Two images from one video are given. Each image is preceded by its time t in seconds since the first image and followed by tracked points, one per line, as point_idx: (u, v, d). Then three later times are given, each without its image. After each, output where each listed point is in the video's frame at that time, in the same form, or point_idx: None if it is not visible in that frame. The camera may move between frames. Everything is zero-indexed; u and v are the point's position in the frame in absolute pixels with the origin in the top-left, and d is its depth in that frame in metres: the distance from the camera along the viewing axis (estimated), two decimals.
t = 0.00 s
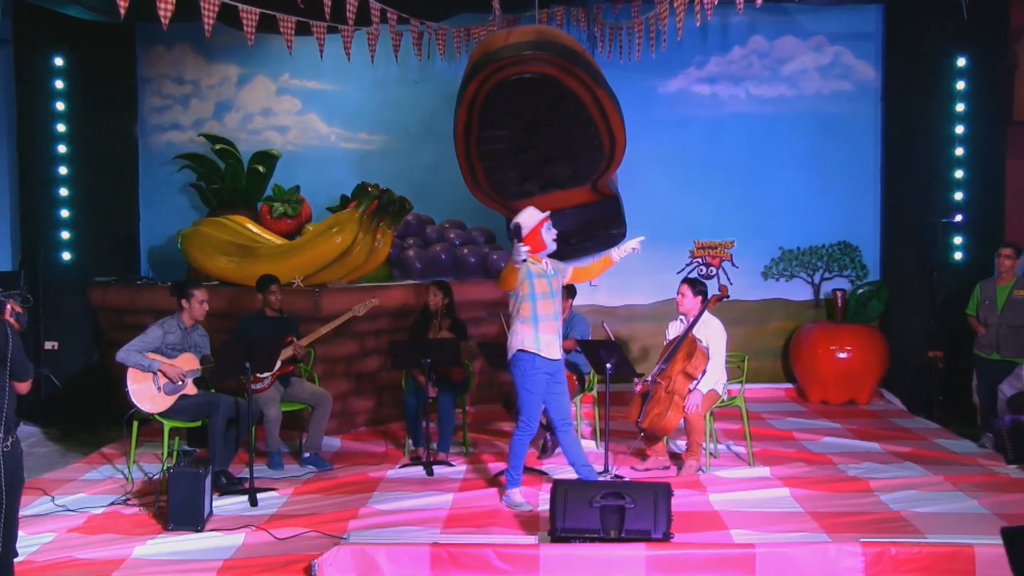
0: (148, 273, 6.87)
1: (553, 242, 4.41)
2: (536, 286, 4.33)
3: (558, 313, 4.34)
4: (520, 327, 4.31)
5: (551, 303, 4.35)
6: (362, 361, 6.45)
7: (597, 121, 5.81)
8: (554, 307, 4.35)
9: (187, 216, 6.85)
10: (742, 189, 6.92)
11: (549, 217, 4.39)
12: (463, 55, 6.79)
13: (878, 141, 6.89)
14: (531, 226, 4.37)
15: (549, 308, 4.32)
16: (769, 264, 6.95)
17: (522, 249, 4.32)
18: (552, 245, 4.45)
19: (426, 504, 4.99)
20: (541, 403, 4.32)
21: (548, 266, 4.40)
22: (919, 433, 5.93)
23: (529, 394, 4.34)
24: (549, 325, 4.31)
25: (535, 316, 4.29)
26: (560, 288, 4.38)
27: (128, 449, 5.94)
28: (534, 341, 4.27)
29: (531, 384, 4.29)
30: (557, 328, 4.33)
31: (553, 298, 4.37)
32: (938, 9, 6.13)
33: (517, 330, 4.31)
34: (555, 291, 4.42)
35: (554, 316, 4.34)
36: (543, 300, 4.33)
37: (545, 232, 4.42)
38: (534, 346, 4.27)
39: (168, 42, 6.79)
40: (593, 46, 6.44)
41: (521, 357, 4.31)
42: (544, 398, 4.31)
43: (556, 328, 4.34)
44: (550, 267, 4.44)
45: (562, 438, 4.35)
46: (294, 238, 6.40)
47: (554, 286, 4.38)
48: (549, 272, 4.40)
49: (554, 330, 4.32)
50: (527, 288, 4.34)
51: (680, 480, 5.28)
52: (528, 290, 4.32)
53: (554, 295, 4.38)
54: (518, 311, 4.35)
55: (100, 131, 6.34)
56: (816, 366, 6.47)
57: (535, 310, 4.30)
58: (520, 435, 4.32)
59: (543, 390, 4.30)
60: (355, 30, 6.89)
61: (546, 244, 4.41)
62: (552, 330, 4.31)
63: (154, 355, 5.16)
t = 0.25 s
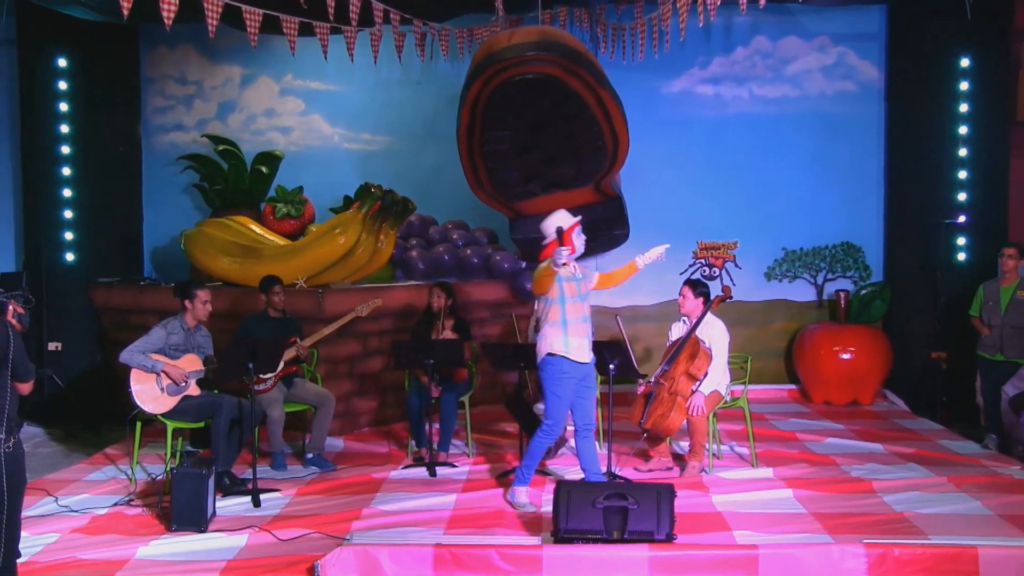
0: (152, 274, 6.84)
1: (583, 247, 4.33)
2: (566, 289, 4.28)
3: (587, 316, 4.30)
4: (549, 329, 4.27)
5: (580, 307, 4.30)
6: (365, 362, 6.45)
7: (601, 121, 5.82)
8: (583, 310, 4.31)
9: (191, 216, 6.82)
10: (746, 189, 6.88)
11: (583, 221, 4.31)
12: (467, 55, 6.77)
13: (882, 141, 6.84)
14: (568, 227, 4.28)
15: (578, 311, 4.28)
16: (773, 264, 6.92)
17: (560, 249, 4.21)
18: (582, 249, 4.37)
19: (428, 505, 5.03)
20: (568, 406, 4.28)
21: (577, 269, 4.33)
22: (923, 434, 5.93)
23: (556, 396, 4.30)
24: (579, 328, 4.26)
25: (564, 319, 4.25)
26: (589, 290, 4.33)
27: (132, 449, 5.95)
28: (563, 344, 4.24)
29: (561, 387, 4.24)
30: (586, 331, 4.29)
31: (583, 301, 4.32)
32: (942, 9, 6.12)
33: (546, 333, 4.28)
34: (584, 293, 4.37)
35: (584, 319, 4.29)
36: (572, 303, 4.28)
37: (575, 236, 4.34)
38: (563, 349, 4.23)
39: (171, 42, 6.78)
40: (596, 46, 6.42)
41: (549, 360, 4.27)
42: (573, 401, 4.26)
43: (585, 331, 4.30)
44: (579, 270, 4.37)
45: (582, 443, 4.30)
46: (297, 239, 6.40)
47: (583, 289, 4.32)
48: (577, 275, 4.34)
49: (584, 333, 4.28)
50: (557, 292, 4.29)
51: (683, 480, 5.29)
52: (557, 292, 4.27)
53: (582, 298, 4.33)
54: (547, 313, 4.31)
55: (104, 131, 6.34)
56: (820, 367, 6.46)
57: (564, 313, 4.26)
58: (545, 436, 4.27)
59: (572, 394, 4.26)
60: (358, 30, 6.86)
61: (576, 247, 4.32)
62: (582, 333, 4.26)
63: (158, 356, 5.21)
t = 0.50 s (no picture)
0: (151, 275, 6.80)
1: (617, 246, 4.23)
2: (600, 288, 4.26)
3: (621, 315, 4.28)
4: (582, 328, 4.24)
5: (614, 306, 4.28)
6: (367, 363, 6.37)
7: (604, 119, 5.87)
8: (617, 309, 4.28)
9: (191, 216, 6.77)
10: (751, 190, 6.81)
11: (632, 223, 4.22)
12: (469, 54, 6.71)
13: (888, 141, 6.79)
14: (608, 225, 4.18)
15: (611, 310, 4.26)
16: (778, 265, 6.84)
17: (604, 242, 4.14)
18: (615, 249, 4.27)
19: (429, 507, 5.03)
20: (613, 401, 4.24)
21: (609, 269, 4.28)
22: (930, 437, 5.86)
23: (598, 391, 4.23)
24: (613, 327, 4.24)
25: (599, 319, 4.23)
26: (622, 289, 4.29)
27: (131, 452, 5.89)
28: (597, 343, 4.22)
29: (609, 382, 4.19)
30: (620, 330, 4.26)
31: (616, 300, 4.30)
32: (949, 8, 6.06)
33: (579, 332, 4.26)
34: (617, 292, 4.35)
35: (617, 317, 4.27)
36: (606, 302, 4.25)
37: (611, 235, 4.21)
38: (596, 348, 4.21)
39: (171, 42, 6.73)
40: (599, 45, 6.35)
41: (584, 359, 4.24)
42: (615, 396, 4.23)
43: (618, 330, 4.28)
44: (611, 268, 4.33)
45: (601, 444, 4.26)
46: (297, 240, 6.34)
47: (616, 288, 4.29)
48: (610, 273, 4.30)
49: (617, 332, 4.26)
50: (590, 292, 4.26)
51: (687, 483, 5.24)
52: (592, 291, 4.24)
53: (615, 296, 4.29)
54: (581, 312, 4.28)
55: (103, 131, 6.27)
56: (825, 369, 6.38)
57: (599, 313, 4.23)
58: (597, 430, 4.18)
59: (616, 388, 4.24)
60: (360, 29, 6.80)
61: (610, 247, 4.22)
62: (616, 331, 4.24)
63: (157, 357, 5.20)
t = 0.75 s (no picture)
0: (142, 274, 6.58)
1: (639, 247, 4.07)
2: (625, 288, 4.08)
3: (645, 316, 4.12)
4: (608, 329, 4.03)
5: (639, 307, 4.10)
6: (364, 366, 6.19)
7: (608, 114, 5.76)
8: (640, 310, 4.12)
9: (183, 214, 6.56)
10: (761, 187, 6.62)
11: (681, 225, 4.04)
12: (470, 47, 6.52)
13: (902, 136, 6.60)
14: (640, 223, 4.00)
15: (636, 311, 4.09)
16: (788, 265, 6.65)
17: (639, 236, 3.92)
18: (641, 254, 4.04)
19: (428, 514, 4.88)
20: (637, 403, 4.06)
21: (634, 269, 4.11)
22: (946, 442, 5.67)
23: (621, 395, 4.03)
24: (638, 328, 4.06)
25: (625, 320, 4.04)
26: (645, 290, 4.14)
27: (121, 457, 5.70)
28: (622, 345, 4.03)
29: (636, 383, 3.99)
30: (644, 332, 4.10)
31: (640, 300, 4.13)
32: None
33: (602, 332, 4.05)
34: (637, 293, 4.18)
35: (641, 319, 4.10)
36: (632, 302, 4.07)
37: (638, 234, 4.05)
38: (622, 350, 4.02)
39: (163, 34, 6.51)
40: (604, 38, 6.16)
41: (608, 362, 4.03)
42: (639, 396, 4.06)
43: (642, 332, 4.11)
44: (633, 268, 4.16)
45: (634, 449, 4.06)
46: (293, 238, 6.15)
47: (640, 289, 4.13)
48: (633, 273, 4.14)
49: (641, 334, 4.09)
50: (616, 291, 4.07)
51: (695, 490, 5.07)
52: (619, 290, 4.05)
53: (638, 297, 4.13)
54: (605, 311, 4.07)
55: (93, 126, 6.10)
56: (837, 371, 6.19)
57: (625, 313, 4.05)
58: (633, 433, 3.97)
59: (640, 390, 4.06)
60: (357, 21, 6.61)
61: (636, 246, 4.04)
62: (641, 334, 4.07)
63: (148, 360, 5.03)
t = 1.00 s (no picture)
0: (132, 273, 6.40)
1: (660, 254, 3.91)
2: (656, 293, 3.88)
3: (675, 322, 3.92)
4: (640, 335, 3.83)
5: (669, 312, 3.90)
6: (362, 368, 5.99)
7: (614, 108, 5.55)
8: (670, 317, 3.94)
9: (175, 211, 6.39)
10: (772, 183, 6.42)
11: (697, 236, 4.07)
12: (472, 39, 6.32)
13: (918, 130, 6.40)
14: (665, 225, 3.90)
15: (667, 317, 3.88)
16: (800, 264, 6.44)
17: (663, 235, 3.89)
18: (656, 261, 3.95)
19: (428, 521, 4.72)
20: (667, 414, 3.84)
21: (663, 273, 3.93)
22: (965, 447, 5.47)
23: (653, 405, 3.81)
24: (669, 335, 3.86)
25: (658, 327, 3.85)
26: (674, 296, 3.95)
27: (111, 462, 5.50)
28: (655, 353, 3.83)
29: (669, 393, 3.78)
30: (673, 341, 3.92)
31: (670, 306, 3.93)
32: None
33: (632, 338, 3.84)
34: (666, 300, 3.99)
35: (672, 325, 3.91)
36: (664, 308, 3.87)
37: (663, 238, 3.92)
38: (655, 358, 3.82)
39: (154, 25, 6.33)
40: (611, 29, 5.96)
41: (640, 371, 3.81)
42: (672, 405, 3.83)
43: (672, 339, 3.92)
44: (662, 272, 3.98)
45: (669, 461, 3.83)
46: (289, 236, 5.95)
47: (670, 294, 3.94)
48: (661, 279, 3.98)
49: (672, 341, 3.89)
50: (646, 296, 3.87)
51: (705, 496, 4.89)
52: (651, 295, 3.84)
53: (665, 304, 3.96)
54: (637, 317, 3.86)
55: (81, 120, 5.90)
56: (852, 374, 5.99)
57: (658, 320, 3.86)
58: (667, 445, 3.74)
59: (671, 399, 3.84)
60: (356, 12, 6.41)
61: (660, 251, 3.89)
62: (672, 342, 3.88)
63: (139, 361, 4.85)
